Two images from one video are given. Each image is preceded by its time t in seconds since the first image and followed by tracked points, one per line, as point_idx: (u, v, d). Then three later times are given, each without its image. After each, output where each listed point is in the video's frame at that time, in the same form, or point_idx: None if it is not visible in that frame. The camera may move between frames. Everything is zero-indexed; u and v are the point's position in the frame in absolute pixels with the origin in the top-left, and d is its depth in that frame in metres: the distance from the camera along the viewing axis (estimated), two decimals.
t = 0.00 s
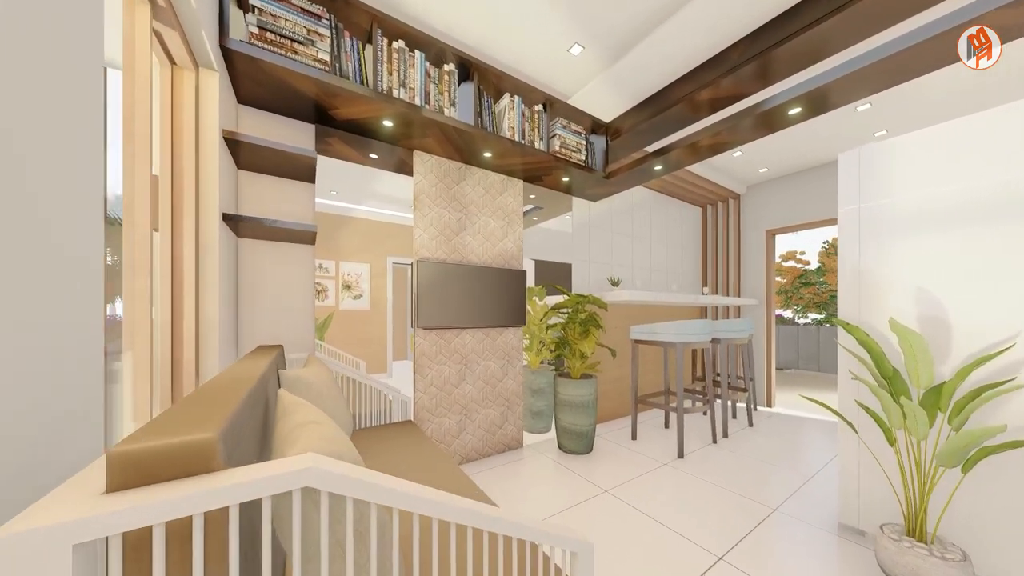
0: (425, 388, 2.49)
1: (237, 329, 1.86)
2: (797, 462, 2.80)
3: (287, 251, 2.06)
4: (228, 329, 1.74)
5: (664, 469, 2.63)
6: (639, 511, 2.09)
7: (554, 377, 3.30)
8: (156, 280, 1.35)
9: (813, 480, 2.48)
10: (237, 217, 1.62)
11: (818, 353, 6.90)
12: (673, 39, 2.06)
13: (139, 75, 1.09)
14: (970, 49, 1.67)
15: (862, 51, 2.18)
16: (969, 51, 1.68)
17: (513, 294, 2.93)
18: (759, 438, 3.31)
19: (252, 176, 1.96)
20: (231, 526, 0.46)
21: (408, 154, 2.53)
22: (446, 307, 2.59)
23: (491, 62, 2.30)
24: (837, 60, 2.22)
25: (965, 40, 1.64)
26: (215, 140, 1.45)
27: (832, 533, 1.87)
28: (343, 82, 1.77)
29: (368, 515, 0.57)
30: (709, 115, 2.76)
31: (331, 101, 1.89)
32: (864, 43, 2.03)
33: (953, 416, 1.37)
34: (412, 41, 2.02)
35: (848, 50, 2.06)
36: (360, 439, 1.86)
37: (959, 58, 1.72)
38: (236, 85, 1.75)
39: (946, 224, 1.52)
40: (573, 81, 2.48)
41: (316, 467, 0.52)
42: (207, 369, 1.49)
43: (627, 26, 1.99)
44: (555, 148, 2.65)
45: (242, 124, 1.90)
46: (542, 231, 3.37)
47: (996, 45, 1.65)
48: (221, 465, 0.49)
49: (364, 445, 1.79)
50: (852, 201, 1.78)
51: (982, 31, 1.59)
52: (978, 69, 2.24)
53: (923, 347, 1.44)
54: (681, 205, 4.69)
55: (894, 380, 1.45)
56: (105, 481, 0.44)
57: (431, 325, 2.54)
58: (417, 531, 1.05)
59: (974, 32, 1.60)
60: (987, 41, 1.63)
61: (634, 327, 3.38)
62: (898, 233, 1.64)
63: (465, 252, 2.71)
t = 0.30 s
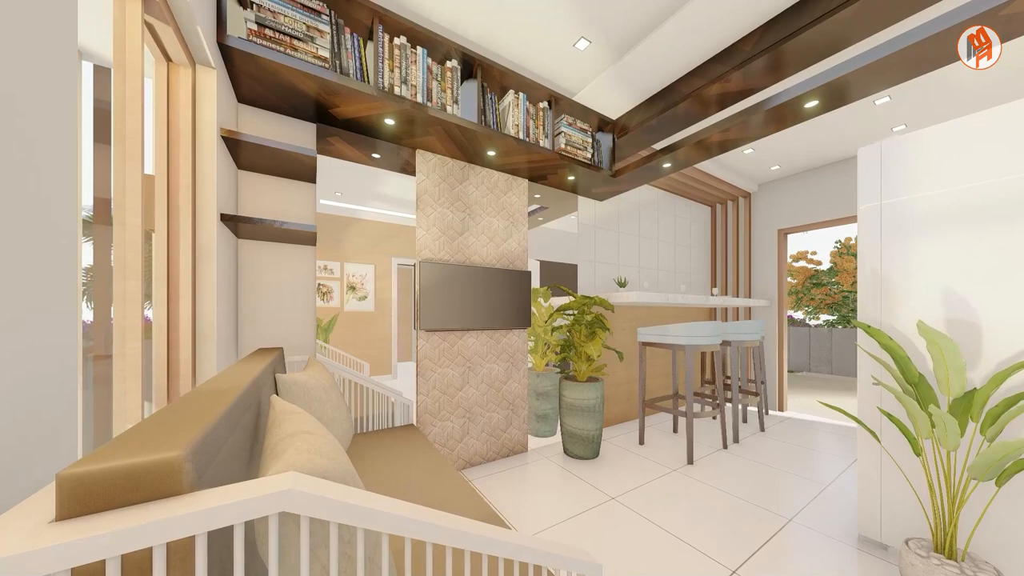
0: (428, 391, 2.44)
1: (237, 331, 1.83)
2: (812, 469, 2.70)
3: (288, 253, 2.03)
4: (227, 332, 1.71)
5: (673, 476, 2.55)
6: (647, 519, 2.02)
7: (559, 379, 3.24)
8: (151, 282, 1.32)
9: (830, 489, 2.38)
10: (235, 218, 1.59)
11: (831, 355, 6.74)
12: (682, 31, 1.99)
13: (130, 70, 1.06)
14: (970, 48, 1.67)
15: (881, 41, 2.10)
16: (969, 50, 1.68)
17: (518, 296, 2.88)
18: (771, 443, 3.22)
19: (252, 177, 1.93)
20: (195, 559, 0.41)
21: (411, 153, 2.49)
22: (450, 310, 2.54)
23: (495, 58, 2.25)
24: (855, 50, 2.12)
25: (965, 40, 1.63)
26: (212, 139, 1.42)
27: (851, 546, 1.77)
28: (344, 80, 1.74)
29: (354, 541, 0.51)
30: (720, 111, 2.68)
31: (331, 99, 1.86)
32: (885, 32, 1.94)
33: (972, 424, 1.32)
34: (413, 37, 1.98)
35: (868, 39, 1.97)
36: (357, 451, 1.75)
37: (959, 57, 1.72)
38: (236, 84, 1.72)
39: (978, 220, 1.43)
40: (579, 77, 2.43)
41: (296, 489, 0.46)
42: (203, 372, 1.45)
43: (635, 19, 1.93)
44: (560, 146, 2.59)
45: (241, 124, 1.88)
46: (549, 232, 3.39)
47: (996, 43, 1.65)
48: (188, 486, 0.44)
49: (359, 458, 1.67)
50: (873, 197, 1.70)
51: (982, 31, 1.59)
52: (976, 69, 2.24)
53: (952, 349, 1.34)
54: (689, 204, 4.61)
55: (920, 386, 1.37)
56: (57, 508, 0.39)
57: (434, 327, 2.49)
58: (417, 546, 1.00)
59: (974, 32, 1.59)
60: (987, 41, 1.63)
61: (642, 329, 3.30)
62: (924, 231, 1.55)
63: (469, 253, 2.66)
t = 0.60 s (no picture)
0: (430, 394, 2.40)
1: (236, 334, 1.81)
2: (828, 476, 2.60)
3: (288, 254, 2.00)
4: (226, 334, 1.68)
5: (682, 482, 2.48)
6: (655, 528, 1.95)
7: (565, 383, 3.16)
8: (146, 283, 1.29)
9: (848, 498, 2.29)
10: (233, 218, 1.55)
11: (845, 357, 6.58)
12: (692, 22, 1.92)
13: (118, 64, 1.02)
14: (970, 47, 1.66)
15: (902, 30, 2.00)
16: (969, 50, 1.67)
17: (522, 297, 2.82)
18: (784, 449, 3.12)
19: (252, 177, 1.91)
20: None
21: (413, 153, 2.45)
22: (453, 311, 2.50)
23: (498, 54, 2.20)
24: (874, 39, 2.03)
25: (965, 40, 1.61)
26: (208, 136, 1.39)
27: (871, 560, 1.68)
28: (343, 77, 1.70)
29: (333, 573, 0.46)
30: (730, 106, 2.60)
31: (331, 97, 1.83)
32: (907, 20, 1.85)
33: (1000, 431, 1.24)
34: (414, 33, 1.94)
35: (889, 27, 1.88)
36: (353, 459, 1.66)
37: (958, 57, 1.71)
38: (235, 83, 1.70)
39: (1000, 217, 1.35)
40: (584, 72, 2.37)
41: (265, 517, 0.42)
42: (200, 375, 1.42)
43: (642, 10, 1.87)
44: (565, 143, 2.53)
45: (241, 124, 1.86)
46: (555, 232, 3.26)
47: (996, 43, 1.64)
48: (144, 514, 0.39)
49: (351, 469, 1.56)
50: (895, 193, 1.61)
51: (982, 31, 1.57)
52: (977, 69, 2.25)
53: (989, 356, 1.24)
54: (697, 203, 4.52)
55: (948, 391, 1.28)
56: None
57: (437, 329, 2.45)
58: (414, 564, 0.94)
59: (974, 32, 1.57)
60: (986, 41, 1.61)
61: (650, 331, 3.22)
62: (951, 228, 1.46)
63: (472, 253, 2.62)
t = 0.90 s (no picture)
0: (432, 397, 2.35)
1: (234, 335, 1.78)
2: (844, 484, 2.50)
3: (288, 255, 1.97)
4: (224, 336, 1.65)
5: (692, 489, 2.39)
6: (665, 538, 1.87)
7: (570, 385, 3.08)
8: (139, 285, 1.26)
9: (868, 507, 2.18)
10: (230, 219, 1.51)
11: (858, 360, 6.41)
12: (702, 13, 1.85)
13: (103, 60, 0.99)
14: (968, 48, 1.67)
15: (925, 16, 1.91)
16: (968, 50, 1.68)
17: (526, 299, 2.76)
18: (797, 455, 3.01)
19: (252, 177, 1.88)
20: None
21: (415, 151, 2.41)
22: (455, 313, 2.45)
23: (501, 49, 2.15)
24: (895, 27, 1.94)
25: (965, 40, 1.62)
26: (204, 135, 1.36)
27: None
28: (342, 73, 1.67)
29: None
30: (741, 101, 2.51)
31: (331, 95, 1.80)
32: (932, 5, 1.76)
33: None
34: (415, 29, 1.90)
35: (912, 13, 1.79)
36: (348, 464, 1.61)
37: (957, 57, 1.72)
38: (233, 83, 1.68)
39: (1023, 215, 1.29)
40: (590, 67, 2.31)
41: (218, 552, 0.36)
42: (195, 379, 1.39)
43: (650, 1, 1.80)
44: (570, 141, 2.47)
45: (240, 123, 1.83)
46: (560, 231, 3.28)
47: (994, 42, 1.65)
48: (84, 548, 0.34)
49: (342, 480, 1.45)
50: (923, 188, 1.52)
51: (982, 31, 1.58)
52: (976, 70, 2.26)
53: None
54: (706, 202, 4.43)
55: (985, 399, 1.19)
56: None
57: (439, 330, 2.40)
58: None
59: (972, 33, 1.58)
60: (986, 41, 1.62)
61: (657, 333, 3.13)
62: (987, 225, 1.36)
63: (475, 253, 2.57)
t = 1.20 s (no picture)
0: (434, 400, 2.31)
1: (233, 337, 1.76)
2: (861, 492, 2.40)
3: (287, 255, 1.94)
4: (222, 338, 1.63)
5: (701, 497, 2.31)
6: (673, 548, 1.80)
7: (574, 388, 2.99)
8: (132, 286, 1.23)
9: (888, 517, 2.09)
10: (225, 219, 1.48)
11: (874, 362, 6.23)
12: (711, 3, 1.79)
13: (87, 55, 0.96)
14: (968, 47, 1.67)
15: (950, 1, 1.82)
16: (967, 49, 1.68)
17: (530, 300, 2.70)
18: (811, 461, 2.91)
19: (251, 177, 1.86)
20: None
21: (416, 150, 2.38)
22: (457, 314, 2.41)
23: (504, 44, 2.10)
24: (917, 13, 1.85)
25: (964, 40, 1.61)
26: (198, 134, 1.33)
27: None
28: (341, 70, 1.64)
29: None
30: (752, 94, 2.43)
31: (330, 93, 1.77)
32: None
33: None
34: (415, 24, 1.86)
35: None
36: (343, 470, 1.56)
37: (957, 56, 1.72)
38: (230, 82, 1.67)
39: None
40: (595, 61, 2.25)
41: None
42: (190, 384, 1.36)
43: None
44: (575, 138, 2.42)
45: (239, 123, 1.81)
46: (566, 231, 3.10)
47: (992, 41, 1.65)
48: None
49: (333, 491, 1.37)
50: (950, 183, 1.42)
51: (981, 31, 1.57)
52: (977, 70, 2.27)
53: None
54: (715, 201, 4.33)
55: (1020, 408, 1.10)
56: None
57: (441, 332, 2.36)
58: None
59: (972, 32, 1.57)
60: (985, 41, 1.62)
61: (664, 335, 3.04)
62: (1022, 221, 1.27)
63: (477, 253, 2.52)
